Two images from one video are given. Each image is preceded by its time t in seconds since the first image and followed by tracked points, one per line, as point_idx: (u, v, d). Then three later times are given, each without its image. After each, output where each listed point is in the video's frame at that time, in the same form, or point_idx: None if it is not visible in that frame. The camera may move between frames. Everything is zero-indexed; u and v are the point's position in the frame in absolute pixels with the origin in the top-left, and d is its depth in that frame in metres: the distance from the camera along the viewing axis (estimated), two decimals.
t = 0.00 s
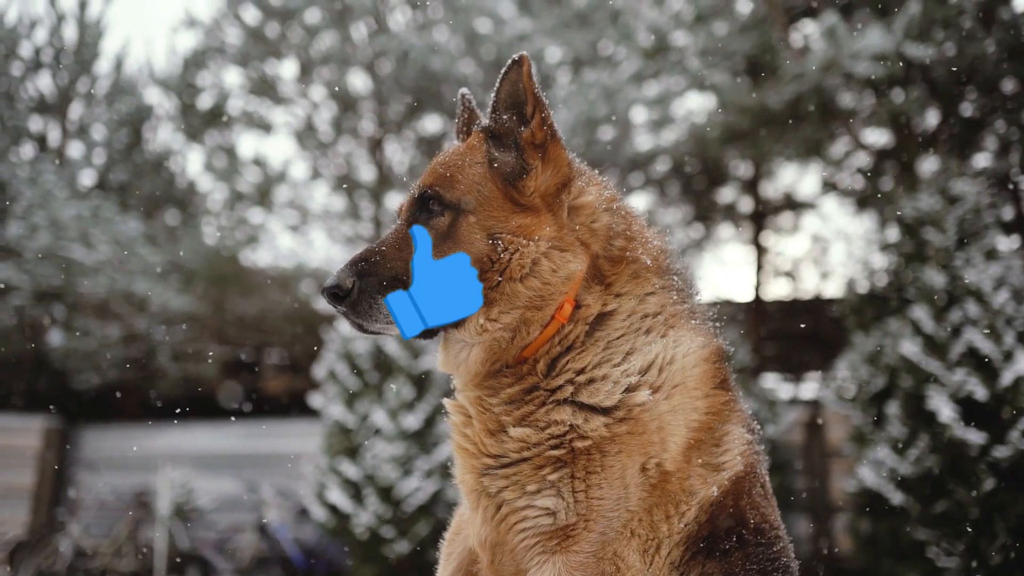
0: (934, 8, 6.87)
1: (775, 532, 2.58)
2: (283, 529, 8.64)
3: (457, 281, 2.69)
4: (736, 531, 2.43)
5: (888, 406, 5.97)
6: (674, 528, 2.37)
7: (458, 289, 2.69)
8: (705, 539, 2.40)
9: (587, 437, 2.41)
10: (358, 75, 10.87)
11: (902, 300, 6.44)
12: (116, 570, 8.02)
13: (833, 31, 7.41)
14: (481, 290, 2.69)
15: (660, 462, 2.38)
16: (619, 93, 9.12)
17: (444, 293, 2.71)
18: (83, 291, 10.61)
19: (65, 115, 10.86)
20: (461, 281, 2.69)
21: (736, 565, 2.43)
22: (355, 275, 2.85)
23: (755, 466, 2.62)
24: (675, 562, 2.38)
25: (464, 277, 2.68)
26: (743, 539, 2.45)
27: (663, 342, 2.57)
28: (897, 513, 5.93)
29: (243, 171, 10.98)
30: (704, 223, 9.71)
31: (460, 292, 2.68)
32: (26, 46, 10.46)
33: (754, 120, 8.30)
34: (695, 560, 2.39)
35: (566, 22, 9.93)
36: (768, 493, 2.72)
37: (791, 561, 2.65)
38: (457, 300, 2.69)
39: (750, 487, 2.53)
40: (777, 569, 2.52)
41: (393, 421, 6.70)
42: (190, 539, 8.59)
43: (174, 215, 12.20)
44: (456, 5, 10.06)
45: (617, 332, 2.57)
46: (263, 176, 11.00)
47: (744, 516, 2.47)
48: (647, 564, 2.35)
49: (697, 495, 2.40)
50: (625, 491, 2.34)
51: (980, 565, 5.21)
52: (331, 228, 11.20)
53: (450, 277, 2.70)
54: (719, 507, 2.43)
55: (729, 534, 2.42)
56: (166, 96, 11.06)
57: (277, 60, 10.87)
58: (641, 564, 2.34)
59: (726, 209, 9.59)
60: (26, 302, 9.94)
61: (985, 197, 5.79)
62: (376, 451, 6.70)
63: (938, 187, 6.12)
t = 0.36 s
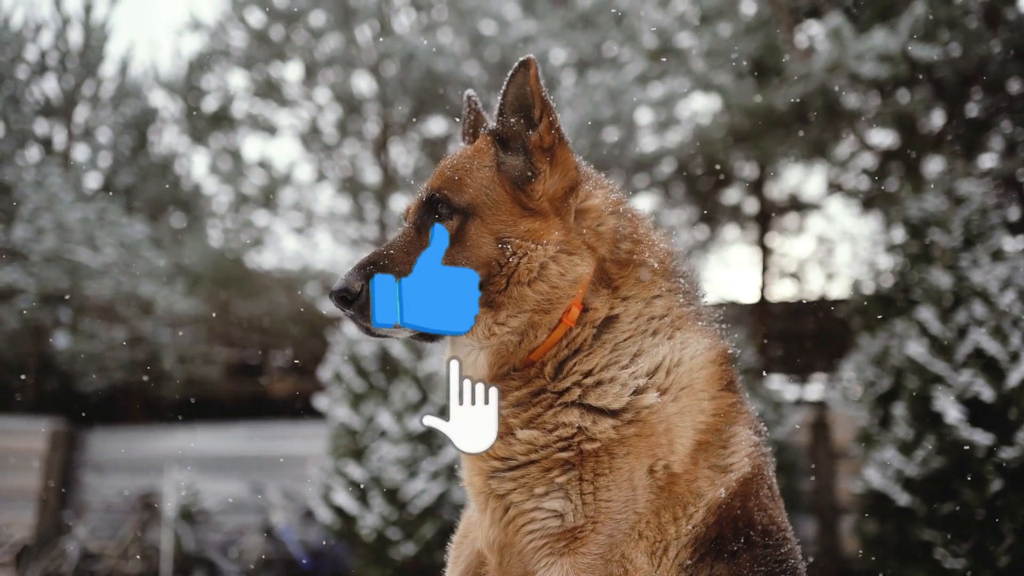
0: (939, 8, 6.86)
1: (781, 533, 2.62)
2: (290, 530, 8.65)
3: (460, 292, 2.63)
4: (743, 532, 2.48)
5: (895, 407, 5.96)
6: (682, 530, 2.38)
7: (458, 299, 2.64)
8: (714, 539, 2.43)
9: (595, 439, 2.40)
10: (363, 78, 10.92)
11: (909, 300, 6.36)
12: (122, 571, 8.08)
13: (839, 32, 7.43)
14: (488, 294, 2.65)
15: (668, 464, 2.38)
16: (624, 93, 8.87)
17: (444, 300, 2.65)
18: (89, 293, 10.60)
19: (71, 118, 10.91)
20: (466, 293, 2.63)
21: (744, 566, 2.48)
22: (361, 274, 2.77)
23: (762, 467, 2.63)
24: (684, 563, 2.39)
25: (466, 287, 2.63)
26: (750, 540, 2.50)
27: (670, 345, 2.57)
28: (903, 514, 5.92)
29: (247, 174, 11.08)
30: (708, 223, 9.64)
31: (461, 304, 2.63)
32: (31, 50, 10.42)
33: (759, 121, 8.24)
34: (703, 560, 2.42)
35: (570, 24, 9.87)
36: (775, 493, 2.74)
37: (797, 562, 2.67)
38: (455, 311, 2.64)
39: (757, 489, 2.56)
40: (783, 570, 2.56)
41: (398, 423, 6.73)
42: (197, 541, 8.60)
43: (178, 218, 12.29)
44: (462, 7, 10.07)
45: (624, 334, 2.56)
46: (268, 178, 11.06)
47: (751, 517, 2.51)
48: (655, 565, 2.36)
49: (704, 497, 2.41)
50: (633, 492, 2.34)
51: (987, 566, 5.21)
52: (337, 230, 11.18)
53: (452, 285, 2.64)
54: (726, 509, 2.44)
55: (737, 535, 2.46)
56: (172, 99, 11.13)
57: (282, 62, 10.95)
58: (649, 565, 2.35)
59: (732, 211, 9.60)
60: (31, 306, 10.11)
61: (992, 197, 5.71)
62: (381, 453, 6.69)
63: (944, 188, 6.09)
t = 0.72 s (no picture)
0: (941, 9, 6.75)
1: (786, 533, 2.60)
2: (292, 532, 8.63)
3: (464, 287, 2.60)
4: (748, 532, 2.45)
5: (899, 408, 5.93)
6: (685, 530, 2.37)
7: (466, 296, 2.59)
8: (717, 539, 2.41)
9: (598, 439, 2.39)
10: (366, 79, 10.93)
11: (913, 300, 6.44)
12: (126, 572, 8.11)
13: (841, 33, 7.46)
14: (501, 302, 2.63)
15: (671, 464, 2.37)
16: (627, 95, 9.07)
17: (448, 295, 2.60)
18: (91, 295, 10.68)
19: (74, 121, 11.12)
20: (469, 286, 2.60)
21: (750, 566, 2.44)
22: (364, 286, 2.70)
23: (765, 467, 2.62)
24: (687, 563, 2.39)
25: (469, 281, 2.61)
26: (754, 540, 2.46)
27: (672, 345, 2.57)
28: (906, 515, 5.91)
29: (250, 176, 11.02)
30: (712, 225, 9.65)
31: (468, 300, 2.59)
32: (35, 52, 10.67)
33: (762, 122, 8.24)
34: (707, 561, 2.40)
35: (573, 26, 9.79)
36: (779, 493, 2.73)
37: (801, 562, 2.66)
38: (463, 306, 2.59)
39: (761, 488, 2.54)
40: (789, 571, 2.53)
41: (401, 424, 6.72)
42: (200, 543, 8.72)
43: (182, 219, 12.16)
44: (464, 8, 10.13)
45: (627, 335, 2.55)
46: (271, 180, 10.99)
47: (755, 517, 2.48)
48: (659, 565, 2.35)
49: (707, 496, 2.40)
50: (636, 492, 2.33)
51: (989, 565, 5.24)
52: (339, 232, 11.15)
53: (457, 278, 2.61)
54: (729, 509, 2.43)
55: (741, 535, 2.43)
56: (174, 101, 11.20)
57: (284, 64, 10.97)
58: (653, 566, 2.34)
59: (734, 212, 9.53)
60: (34, 307, 10.06)
61: (996, 198, 5.71)
62: (384, 454, 6.69)
63: (947, 188, 6.18)
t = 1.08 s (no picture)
0: (943, 8, 6.85)
1: (789, 531, 2.55)
2: (296, 534, 8.60)
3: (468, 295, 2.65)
4: (750, 531, 2.40)
5: (902, 408, 5.96)
6: (686, 530, 2.34)
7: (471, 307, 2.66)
8: (720, 539, 2.37)
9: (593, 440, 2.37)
10: (367, 81, 10.94)
11: (915, 301, 6.40)
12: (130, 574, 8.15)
13: (843, 33, 7.42)
14: (526, 312, 2.65)
15: (670, 464, 2.35)
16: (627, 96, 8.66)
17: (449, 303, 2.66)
18: (95, 296, 10.71)
19: (76, 123, 11.25)
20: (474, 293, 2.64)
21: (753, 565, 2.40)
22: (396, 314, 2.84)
23: (767, 466, 2.58)
24: (689, 563, 2.35)
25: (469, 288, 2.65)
26: (758, 539, 2.41)
27: (672, 346, 2.54)
28: (911, 515, 5.90)
29: (253, 178, 10.99)
30: (714, 225, 9.71)
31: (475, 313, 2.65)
32: (38, 55, 10.84)
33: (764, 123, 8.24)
34: (710, 560, 2.36)
35: (575, 27, 9.76)
36: (781, 493, 2.70)
37: (806, 561, 2.62)
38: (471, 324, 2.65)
39: (763, 487, 2.50)
40: (793, 569, 2.50)
41: (404, 426, 6.72)
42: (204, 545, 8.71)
43: (185, 221, 12.29)
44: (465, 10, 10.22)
45: (628, 336, 2.53)
46: (273, 182, 10.98)
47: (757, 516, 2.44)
48: (661, 565, 2.32)
49: (707, 496, 2.37)
50: (636, 492, 2.31)
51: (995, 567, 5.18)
52: (342, 234, 11.14)
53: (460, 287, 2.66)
54: (731, 508, 2.40)
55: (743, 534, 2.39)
56: (176, 104, 11.25)
57: (286, 66, 10.93)
58: (655, 566, 2.31)
59: (737, 212, 9.58)
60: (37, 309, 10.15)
61: (998, 197, 5.69)
62: (387, 456, 6.68)
63: (949, 188, 6.17)
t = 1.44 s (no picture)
0: (943, 9, 6.82)
1: (789, 533, 2.56)
2: (298, 535, 8.61)
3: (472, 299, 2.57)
4: (750, 532, 2.39)
5: (904, 408, 5.92)
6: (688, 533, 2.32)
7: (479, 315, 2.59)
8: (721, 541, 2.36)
9: (598, 444, 2.37)
10: (369, 82, 10.90)
11: (917, 301, 6.33)
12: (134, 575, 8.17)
13: (845, 32, 7.33)
14: (544, 311, 2.59)
15: (672, 466, 2.35)
16: (629, 97, 9.01)
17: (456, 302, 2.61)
18: (97, 298, 10.78)
19: (78, 125, 11.36)
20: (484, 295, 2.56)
21: (754, 567, 2.39)
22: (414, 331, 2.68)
23: (766, 467, 2.58)
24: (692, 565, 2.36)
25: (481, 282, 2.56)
26: (758, 540, 2.41)
27: (676, 349, 2.54)
28: (913, 516, 5.89)
29: (255, 179, 11.03)
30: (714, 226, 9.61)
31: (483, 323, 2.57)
32: (39, 58, 10.91)
33: (766, 122, 8.29)
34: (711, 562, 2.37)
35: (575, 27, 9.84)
36: (781, 493, 2.69)
37: (805, 562, 2.62)
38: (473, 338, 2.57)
39: (763, 489, 2.50)
40: (793, 570, 2.51)
41: (406, 427, 6.70)
42: (206, 547, 8.72)
43: (186, 223, 12.23)
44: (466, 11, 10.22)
45: (636, 341, 2.53)
46: (274, 183, 11.03)
47: (757, 517, 2.43)
48: (663, 569, 2.32)
49: (709, 499, 2.36)
50: (638, 495, 2.32)
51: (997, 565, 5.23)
52: (343, 235, 11.14)
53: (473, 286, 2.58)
54: (733, 510, 2.39)
55: (743, 536, 2.38)
56: (178, 106, 11.29)
57: (287, 68, 10.98)
58: (657, 569, 2.31)
59: (739, 212, 9.53)
60: (40, 312, 10.45)
61: (1000, 197, 5.70)
62: (389, 457, 6.70)
63: (952, 189, 6.12)
